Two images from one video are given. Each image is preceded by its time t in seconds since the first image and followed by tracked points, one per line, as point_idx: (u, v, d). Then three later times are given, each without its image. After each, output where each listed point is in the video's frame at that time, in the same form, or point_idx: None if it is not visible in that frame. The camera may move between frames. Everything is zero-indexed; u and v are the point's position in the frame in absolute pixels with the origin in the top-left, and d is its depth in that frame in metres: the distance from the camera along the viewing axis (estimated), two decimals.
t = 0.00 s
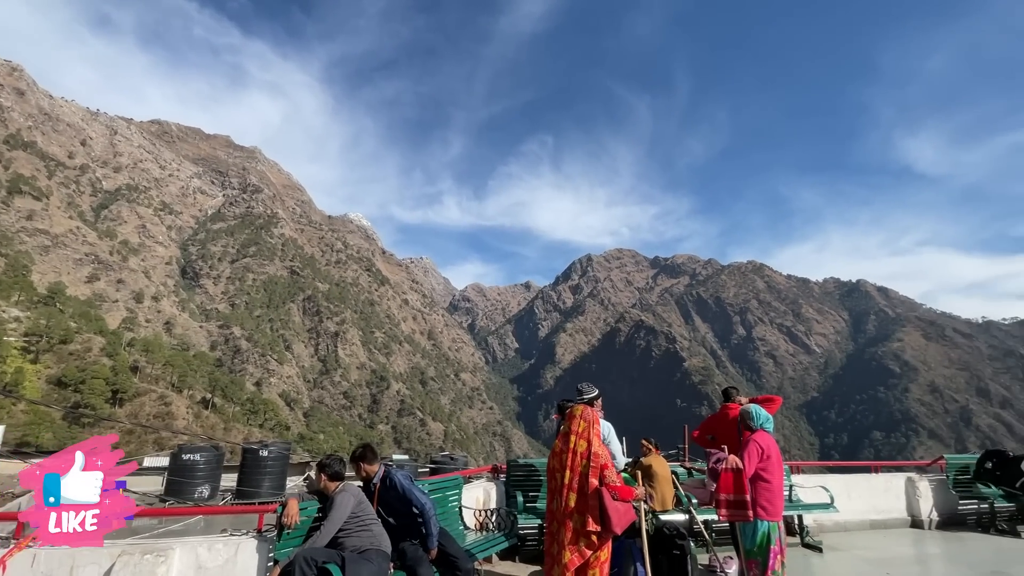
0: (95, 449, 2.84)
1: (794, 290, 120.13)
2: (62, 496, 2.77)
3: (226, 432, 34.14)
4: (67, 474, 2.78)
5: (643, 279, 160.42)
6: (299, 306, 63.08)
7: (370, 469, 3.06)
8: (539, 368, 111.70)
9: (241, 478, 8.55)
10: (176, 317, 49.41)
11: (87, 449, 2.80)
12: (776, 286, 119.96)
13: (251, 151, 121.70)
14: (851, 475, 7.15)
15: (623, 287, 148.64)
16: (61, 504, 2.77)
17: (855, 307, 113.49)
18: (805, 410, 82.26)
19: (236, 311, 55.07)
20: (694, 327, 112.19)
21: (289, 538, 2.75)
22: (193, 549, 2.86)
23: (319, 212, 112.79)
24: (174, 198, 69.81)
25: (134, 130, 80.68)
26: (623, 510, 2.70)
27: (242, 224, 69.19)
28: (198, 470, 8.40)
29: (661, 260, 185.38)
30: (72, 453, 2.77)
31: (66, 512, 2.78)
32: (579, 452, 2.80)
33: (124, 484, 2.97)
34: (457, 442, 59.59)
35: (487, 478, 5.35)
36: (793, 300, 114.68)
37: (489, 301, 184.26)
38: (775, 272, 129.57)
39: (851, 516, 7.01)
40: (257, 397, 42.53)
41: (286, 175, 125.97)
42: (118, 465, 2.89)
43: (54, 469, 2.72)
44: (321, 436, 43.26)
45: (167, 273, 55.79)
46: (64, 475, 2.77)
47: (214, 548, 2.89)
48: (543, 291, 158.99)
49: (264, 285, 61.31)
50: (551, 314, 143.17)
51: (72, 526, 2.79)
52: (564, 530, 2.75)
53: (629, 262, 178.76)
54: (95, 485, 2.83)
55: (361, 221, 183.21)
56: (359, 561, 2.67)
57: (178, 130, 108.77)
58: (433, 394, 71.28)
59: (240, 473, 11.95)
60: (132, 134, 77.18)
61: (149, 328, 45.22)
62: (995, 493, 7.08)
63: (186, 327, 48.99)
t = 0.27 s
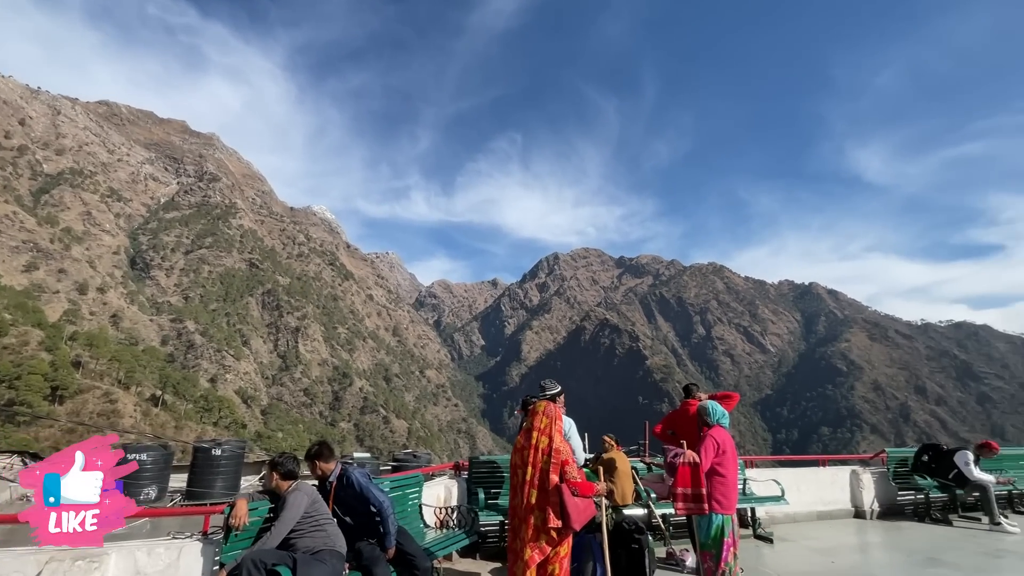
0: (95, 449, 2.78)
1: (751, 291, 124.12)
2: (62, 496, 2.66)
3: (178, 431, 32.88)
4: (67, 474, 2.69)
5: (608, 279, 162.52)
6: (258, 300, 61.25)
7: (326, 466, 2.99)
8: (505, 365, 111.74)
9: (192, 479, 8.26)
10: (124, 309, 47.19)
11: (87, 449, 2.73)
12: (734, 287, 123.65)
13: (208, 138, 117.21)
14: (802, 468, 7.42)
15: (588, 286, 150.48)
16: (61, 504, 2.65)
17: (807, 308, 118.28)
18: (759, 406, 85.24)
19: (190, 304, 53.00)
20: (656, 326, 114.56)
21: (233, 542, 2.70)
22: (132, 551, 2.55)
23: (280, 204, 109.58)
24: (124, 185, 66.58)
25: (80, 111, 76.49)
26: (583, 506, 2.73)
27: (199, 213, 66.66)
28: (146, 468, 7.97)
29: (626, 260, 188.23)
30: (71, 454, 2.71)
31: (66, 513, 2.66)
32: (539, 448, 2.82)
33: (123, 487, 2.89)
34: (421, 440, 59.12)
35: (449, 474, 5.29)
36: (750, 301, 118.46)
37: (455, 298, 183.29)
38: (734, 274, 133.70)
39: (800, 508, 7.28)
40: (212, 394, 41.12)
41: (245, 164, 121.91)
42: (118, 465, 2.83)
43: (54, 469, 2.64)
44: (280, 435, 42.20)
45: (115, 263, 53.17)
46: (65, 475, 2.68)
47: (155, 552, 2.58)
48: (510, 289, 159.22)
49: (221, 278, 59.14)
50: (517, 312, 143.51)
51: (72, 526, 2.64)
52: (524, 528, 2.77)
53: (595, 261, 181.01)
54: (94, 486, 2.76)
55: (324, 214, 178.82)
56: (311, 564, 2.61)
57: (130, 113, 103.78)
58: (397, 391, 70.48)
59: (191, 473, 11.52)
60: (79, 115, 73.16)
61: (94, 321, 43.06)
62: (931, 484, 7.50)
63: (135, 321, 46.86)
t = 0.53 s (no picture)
0: (90, 454, 3.10)
1: (705, 292, 127.85)
2: (61, 496, 2.88)
3: (116, 430, 31.20)
4: (67, 474, 2.95)
5: (569, 277, 164.04)
6: (206, 293, 58.81)
7: (272, 464, 2.90)
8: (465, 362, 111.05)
9: (128, 480, 7.87)
10: (55, 300, 44.40)
11: (86, 450, 3.07)
12: (689, 288, 127.05)
13: (154, 120, 111.41)
14: (748, 461, 7.70)
15: (548, 284, 151.70)
16: (61, 503, 2.84)
17: (756, 309, 122.86)
18: (710, 403, 88.04)
19: (131, 296, 50.28)
20: (614, 324, 116.50)
21: (165, 545, 2.48)
22: (55, 559, 2.42)
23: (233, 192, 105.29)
24: (58, 167, 62.48)
25: (10, 86, 71.23)
26: (536, 501, 2.75)
27: (143, 199, 63.38)
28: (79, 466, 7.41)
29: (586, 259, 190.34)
30: (71, 454, 3.03)
31: (66, 513, 2.79)
32: (495, 445, 2.80)
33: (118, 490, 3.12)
34: (378, 437, 58.20)
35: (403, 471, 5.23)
36: (704, 301, 122.00)
37: (415, 293, 181.06)
38: (689, 275, 137.54)
39: (745, 500, 7.56)
40: (154, 390, 39.24)
41: (194, 149, 116.57)
42: (113, 466, 3.13)
43: (55, 468, 2.91)
44: (228, 433, 40.74)
45: (47, 250, 49.85)
46: (64, 475, 2.93)
47: (77, 559, 2.47)
48: (470, 285, 158.55)
49: (165, 268, 56.34)
50: (478, 308, 143.03)
51: (71, 526, 2.78)
52: (480, 524, 2.75)
53: (555, 259, 182.48)
54: (91, 484, 3.03)
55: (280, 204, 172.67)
56: (252, 566, 2.55)
57: (67, 91, 97.49)
58: (354, 388, 69.15)
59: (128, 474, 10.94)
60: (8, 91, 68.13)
61: (22, 313, 40.32)
62: (865, 476, 7.93)
63: (69, 313, 44.14)
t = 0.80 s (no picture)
0: (92, 451, 2.75)
1: (663, 292, 130.71)
2: (61, 496, 2.56)
3: (48, 429, 29.39)
4: (68, 474, 2.62)
5: (532, 275, 164.77)
6: (151, 284, 56.17)
7: (215, 466, 2.80)
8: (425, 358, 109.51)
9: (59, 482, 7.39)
10: None
11: (87, 450, 2.70)
12: (648, 288, 129.61)
13: (96, 101, 105.39)
14: (701, 456, 7.91)
15: (511, 282, 151.91)
16: (61, 503, 2.53)
17: (711, 310, 126.55)
18: (666, 400, 90.11)
19: (66, 287, 47.39)
20: (576, 322, 117.63)
21: (91, 554, 2.45)
22: None
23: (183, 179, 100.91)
24: None
25: None
26: (492, 499, 2.73)
27: (82, 184, 59.98)
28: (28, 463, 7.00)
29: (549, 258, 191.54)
30: (70, 454, 2.67)
31: (66, 512, 2.51)
32: (450, 442, 2.78)
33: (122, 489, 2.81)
34: (334, 435, 57.01)
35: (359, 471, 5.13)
36: (662, 301, 124.73)
37: (375, 289, 177.88)
38: (648, 276, 140.34)
39: (698, 493, 7.76)
40: (91, 388, 37.27)
41: (141, 133, 110.89)
42: (115, 465, 2.77)
43: (53, 468, 2.58)
44: (172, 433, 39.15)
45: None
46: (64, 474, 2.61)
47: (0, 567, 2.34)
48: (432, 281, 156.97)
49: (106, 258, 53.41)
50: (440, 305, 141.69)
51: (72, 526, 2.48)
52: (435, 522, 2.73)
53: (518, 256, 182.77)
54: (93, 483, 2.66)
55: (234, 193, 166.24)
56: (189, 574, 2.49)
57: None
58: (310, 385, 67.48)
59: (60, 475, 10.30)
60: None
61: None
62: (809, 469, 8.32)
63: None
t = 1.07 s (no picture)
0: (93, 449, 2.43)
1: (631, 291, 132.49)
2: (62, 496, 2.31)
3: None
4: (68, 474, 2.33)
5: (502, 273, 164.54)
6: (102, 277, 53.92)
7: (168, 467, 2.73)
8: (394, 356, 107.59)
9: None
10: None
11: (87, 448, 2.38)
12: (617, 287, 131.11)
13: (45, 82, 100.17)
14: (665, 454, 8.03)
15: (482, 280, 151.43)
16: (60, 504, 2.31)
17: (677, 310, 128.94)
18: (632, 397, 91.37)
19: (9, 278, 44.85)
20: (546, 320, 118.00)
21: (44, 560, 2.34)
22: None
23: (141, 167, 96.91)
24: None
25: None
26: (455, 497, 2.72)
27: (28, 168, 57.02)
28: None
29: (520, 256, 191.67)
30: (71, 452, 2.35)
31: (67, 512, 2.33)
32: (415, 444, 2.74)
33: (124, 486, 2.57)
34: (298, 434, 55.70)
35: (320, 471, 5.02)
36: (631, 301, 126.41)
37: (343, 285, 174.43)
38: (617, 275, 142.05)
39: (662, 489, 7.88)
40: (35, 386, 35.55)
41: (94, 118, 105.90)
42: (117, 463, 2.48)
43: (54, 468, 2.28)
44: (124, 433, 37.69)
45: None
46: (65, 475, 2.32)
47: None
48: (402, 278, 155.00)
49: (53, 248, 50.88)
50: (410, 302, 139.81)
51: (73, 526, 2.35)
52: (398, 523, 2.69)
53: (489, 254, 182.37)
54: (94, 485, 2.41)
55: (194, 183, 160.39)
56: None
57: None
58: (274, 382, 65.76)
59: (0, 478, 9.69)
60: None
61: None
62: (768, 464, 8.57)
63: None
